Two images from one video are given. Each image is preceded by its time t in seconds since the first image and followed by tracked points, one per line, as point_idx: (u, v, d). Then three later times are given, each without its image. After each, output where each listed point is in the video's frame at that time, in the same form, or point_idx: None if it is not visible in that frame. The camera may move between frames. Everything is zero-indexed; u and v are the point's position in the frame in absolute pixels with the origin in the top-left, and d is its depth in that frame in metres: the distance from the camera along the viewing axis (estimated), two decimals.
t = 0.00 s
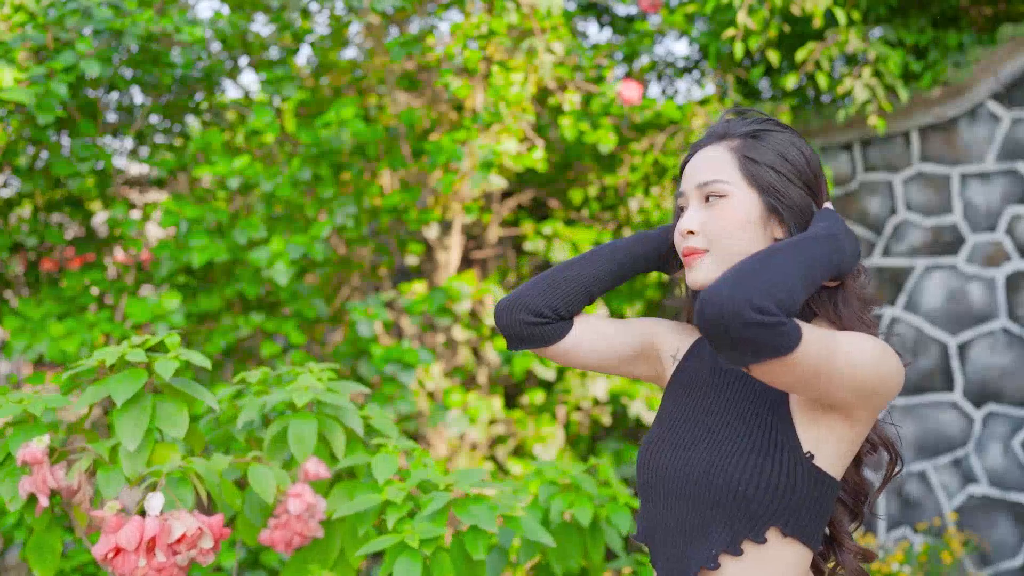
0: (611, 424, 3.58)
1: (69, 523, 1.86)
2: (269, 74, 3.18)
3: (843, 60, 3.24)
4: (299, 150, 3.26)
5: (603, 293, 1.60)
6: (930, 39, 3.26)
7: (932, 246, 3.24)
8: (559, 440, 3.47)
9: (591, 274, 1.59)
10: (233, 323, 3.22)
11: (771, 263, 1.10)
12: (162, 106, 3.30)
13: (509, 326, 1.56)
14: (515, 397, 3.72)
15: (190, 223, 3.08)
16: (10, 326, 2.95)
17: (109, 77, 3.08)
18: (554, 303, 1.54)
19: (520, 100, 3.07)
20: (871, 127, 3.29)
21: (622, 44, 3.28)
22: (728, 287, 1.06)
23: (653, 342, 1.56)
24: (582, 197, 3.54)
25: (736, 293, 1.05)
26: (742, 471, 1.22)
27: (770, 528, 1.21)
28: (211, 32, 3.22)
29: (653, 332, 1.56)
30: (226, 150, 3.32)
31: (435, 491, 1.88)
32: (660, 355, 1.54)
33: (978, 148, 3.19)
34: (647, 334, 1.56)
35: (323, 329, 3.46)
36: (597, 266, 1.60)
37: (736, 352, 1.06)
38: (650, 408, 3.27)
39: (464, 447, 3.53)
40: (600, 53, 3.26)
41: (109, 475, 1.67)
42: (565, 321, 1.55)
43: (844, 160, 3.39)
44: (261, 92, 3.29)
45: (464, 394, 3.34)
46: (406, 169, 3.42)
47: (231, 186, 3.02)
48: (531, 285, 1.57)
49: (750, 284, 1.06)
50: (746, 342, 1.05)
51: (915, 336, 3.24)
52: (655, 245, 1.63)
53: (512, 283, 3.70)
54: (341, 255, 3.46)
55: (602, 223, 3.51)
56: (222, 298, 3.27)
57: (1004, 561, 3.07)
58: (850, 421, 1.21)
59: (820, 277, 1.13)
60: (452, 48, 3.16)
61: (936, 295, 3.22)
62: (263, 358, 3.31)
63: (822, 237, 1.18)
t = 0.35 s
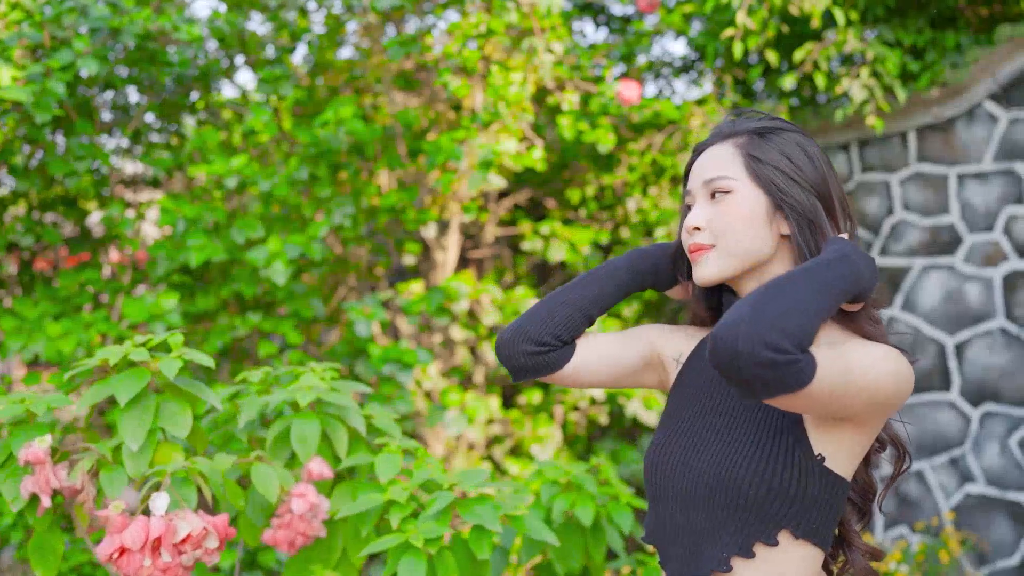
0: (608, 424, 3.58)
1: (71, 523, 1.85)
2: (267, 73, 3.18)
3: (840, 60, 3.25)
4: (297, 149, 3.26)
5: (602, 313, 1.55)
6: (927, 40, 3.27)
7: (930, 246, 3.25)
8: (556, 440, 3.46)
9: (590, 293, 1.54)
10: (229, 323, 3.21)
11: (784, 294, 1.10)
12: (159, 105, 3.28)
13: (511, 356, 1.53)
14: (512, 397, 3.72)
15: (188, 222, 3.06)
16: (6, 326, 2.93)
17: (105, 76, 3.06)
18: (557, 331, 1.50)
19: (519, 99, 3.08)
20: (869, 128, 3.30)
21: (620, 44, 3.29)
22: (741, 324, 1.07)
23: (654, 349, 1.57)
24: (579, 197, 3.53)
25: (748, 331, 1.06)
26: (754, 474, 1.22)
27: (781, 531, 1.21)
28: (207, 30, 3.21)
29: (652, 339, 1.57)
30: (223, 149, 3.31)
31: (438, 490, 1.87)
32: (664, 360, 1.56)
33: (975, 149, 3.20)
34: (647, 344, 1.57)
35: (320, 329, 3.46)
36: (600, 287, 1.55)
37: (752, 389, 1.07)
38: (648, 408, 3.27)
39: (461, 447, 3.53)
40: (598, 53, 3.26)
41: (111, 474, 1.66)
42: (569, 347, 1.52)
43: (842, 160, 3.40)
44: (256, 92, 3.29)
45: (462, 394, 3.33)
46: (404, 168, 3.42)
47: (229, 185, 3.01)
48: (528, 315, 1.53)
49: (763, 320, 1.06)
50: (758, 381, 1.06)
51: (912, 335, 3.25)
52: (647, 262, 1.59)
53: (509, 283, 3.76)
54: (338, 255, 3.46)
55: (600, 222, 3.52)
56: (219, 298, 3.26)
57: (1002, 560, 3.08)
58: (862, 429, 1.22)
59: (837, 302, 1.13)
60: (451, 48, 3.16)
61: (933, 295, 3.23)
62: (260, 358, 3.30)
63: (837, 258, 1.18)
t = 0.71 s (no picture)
0: (604, 424, 3.58)
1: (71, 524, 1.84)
2: (263, 72, 3.16)
3: (836, 61, 3.26)
4: (293, 148, 3.25)
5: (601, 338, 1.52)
6: (923, 41, 3.28)
7: (925, 246, 3.27)
8: (552, 440, 3.46)
9: (587, 324, 1.51)
10: (224, 322, 3.19)
11: (794, 345, 1.12)
12: (154, 104, 3.27)
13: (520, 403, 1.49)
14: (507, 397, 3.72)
15: (184, 222, 3.04)
16: None
17: (100, 74, 3.04)
18: (563, 369, 1.47)
19: (517, 99, 3.09)
20: (864, 128, 3.32)
21: (617, 44, 3.29)
22: (753, 387, 1.11)
23: (654, 362, 1.56)
24: (575, 196, 3.53)
25: (760, 395, 1.10)
26: (766, 482, 1.23)
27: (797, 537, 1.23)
28: (203, 29, 3.19)
29: (650, 350, 1.57)
30: (218, 148, 3.29)
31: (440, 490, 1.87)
32: (664, 370, 1.56)
33: (970, 149, 3.22)
34: (647, 357, 1.56)
35: (315, 329, 3.44)
36: (595, 315, 1.52)
37: (771, 445, 1.13)
38: (644, 407, 3.28)
39: (456, 448, 3.52)
40: (595, 53, 3.26)
41: (114, 475, 1.65)
42: (574, 383, 1.49)
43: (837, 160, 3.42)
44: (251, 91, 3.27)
45: (458, 394, 3.33)
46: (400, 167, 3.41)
47: (225, 184, 2.99)
48: (527, 358, 1.49)
49: (772, 383, 1.10)
50: (774, 439, 1.11)
51: (907, 335, 3.28)
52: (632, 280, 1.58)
53: (505, 282, 3.76)
54: (334, 255, 3.44)
55: (596, 222, 3.52)
56: (214, 298, 3.24)
57: (996, 559, 3.10)
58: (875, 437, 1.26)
59: (849, 332, 1.15)
60: (448, 47, 3.15)
61: (928, 295, 3.25)
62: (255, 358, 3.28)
63: (841, 279, 1.19)
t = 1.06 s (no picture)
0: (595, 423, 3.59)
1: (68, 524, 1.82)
2: (255, 70, 3.15)
3: (827, 61, 3.29)
4: (285, 146, 3.23)
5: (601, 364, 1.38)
6: (913, 42, 3.31)
7: (915, 246, 3.30)
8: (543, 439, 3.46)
9: (586, 355, 1.36)
10: (216, 321, 3.18)
11: (804, 398, 1.13)
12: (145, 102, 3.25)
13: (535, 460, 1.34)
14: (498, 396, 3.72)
15: (175, 220, 3.03)
16: None
17: (89, 72, 3.02)
18: (574, 414, 1.33)
19: (511, 98, 3.10)
20: (855, 128, 3.33)
21: (609, 43, 3.30)
22: (766, 448, 1.12)
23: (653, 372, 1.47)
24: (567, 196, 3.53)
25: (774, 456, 1.11)
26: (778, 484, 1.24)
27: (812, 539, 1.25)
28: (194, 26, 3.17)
29: (646, 359, 1.47)
30: (210, 146, 3.28)
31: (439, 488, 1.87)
32: (664, 379, 1.47)
33: (959, 150, 3.25)
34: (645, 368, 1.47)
35: (305, 328, 3.43)
36: (602, 345, 1.38)
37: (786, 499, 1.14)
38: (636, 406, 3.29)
39: (447, 447, 3.52)
40: (587, 52, 3.27)
41: (112, 474, 1.64)
42: (586, 425, 1.36)
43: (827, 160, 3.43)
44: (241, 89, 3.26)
45: (450, 393, 3.33)
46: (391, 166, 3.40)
47: (217, 182, 2.97)
48: (530, 411, 1.34)
49: (785, 444, 1.11)
50: (790, 495, 1.13)
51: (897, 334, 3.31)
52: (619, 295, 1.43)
53: (496, 281, 3.75)
54: (325, 254, 3.43)
55: (588, 221, 3.53)
56: (204, 296, 3.22)
57: (985, 555, 3.13)
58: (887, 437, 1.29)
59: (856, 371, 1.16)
60: (441, 45, 3.15)
61: (917, 295, 3.28)
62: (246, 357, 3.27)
63: (846, 306, 1.19)
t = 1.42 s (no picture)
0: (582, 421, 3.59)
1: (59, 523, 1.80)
2: (241, 66, 3.13)
3: (814, 61, 3.32)
4: (272, 143, 3.21)
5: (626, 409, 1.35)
6: (898, 42, 3.34)
7: (900, 244, 3.36)
8: (530, 438, 3.45)
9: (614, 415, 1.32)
10: (202, 320, 3.15)
11: (827, 469, 1.18)
12: (129, 98, 3.21)
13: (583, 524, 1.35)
14: (485, 395, 3.71)
15: (161, 217, 2.99)
16: None
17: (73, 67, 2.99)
18: (616, 482, 1.32)
19: (500, 95, 3.09)
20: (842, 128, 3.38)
21: (597, 42, 3.31)
22: (797, 527, 1.17)
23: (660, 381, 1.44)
24: (555, 194, 3.53)
25: (805, 533, 1.17)
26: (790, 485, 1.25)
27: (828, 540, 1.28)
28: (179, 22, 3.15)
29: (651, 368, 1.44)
30: (195, 143, 3.25)
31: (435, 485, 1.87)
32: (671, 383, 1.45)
33: (944, 149, 3.28)
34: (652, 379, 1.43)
35: (291, 327, 3.40)
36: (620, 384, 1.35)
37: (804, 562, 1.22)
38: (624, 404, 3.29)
39: (434, 446, 3.50)
40: (575, 50, 3.27)
41: (107, 472, 1.62)
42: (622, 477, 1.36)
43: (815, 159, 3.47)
44: (226, 86, 3.23)
45: (438, 392, 3.32)
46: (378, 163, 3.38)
47: (204, 178, 2.94)
48: (572, 486, 1.33)
49: (814, 521, 1.17)
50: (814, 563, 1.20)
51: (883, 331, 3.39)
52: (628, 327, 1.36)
53: (483, 279, 3.73)
54: (312, 252, 3.40)
55: (575, 220, 3.53)
56: (190, 294, 3.19)
57: (969, 551, 3.17)
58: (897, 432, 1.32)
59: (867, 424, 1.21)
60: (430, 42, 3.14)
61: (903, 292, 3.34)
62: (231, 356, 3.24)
63: (864, 338, 1.20)
